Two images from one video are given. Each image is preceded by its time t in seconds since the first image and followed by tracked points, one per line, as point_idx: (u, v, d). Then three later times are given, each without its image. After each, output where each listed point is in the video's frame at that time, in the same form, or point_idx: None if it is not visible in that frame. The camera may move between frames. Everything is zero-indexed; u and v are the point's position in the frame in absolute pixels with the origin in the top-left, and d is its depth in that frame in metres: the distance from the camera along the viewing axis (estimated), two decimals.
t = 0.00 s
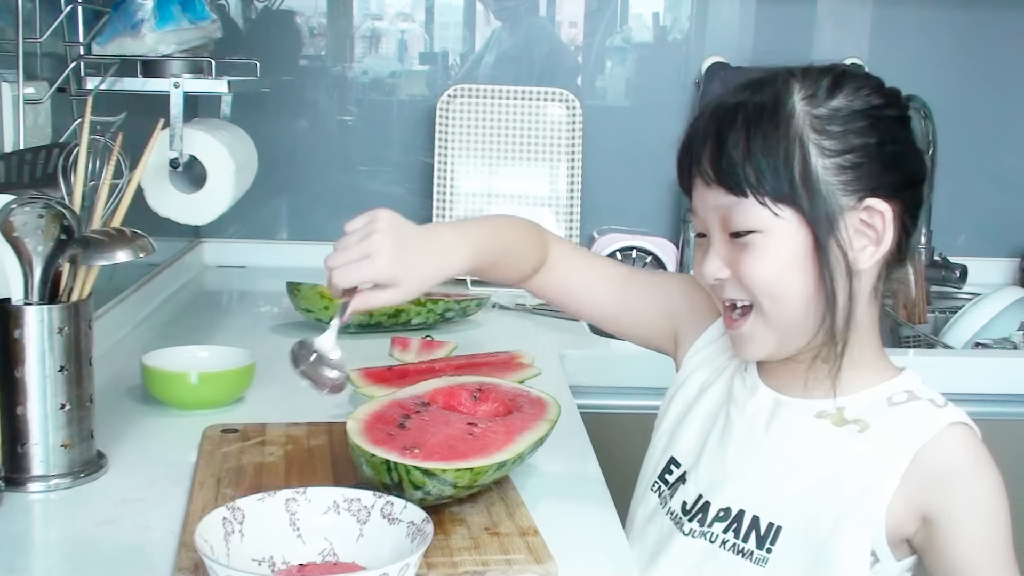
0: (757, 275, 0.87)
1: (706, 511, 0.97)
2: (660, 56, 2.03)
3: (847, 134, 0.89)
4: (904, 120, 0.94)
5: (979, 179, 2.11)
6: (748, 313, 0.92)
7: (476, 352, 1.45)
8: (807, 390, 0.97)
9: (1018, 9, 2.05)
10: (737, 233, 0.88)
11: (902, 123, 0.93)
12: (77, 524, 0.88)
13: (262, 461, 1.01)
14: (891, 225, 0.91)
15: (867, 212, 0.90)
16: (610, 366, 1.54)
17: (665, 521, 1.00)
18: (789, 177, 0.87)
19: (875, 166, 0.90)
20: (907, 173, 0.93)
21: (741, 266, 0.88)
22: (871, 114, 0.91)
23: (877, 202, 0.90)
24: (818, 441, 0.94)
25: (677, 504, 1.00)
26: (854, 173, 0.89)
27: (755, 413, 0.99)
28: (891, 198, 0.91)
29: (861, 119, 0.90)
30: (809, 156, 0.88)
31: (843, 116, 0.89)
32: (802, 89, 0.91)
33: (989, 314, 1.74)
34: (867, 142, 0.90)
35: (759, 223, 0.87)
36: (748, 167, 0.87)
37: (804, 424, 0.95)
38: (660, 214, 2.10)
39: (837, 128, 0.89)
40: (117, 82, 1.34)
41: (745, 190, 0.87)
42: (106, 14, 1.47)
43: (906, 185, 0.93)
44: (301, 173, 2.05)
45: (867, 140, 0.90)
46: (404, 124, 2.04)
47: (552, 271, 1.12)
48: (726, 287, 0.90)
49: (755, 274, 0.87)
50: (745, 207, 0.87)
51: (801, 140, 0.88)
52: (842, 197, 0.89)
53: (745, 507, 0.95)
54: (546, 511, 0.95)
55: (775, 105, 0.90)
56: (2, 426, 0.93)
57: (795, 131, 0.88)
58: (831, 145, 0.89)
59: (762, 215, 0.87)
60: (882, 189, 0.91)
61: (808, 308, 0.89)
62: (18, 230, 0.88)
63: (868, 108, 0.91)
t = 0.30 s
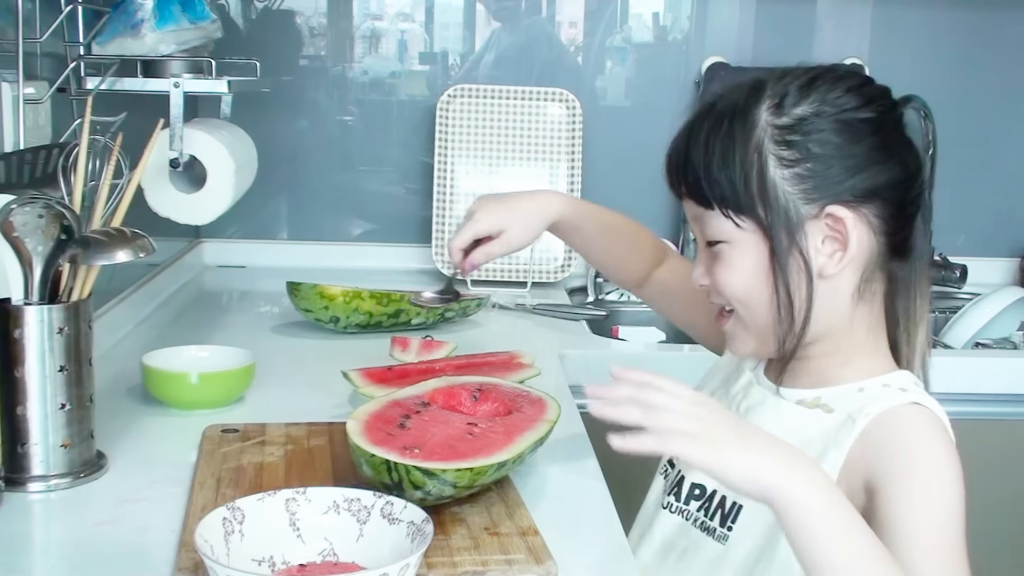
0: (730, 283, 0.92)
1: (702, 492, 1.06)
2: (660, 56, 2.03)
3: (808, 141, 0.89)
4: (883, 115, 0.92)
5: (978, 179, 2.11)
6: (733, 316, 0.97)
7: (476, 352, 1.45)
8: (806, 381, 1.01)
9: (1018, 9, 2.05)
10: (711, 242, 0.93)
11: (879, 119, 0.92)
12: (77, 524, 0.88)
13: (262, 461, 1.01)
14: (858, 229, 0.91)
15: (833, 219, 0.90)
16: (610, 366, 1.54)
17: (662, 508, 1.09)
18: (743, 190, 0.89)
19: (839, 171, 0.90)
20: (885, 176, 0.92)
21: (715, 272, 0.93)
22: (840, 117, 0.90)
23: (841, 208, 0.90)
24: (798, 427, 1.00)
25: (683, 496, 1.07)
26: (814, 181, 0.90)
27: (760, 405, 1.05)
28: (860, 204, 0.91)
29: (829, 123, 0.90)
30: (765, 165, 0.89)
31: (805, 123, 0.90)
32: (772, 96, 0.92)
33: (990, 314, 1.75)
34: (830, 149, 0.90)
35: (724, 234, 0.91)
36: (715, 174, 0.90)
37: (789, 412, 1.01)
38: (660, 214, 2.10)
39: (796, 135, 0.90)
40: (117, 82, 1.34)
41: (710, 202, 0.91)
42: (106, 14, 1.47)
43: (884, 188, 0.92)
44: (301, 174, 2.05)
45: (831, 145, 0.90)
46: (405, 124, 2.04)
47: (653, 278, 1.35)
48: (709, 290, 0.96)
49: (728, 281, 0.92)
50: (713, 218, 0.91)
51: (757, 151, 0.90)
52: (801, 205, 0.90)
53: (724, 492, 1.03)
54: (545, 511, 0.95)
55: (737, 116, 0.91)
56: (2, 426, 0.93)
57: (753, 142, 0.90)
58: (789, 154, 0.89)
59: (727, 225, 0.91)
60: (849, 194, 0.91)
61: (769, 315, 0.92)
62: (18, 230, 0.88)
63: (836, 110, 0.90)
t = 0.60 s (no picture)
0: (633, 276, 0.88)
1: (651, 481, 1.01)
2: (660, 56, 2.03)
3: (679, 124, 0.82)
4: (795, 99, 0.85)
5: (978, 179, 2.11)
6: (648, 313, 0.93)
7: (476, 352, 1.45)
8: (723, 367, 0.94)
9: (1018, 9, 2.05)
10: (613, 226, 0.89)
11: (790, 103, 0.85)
12: (77, 524, 0.88)
13: (262, 461, 1.01)
14: (732, 204, 0.82)
15: (703, 200, 0.82)
16: (610, 367, 1.54)
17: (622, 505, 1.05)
18: (620, 176, 0.85)
19: (720, 148, 0.81)
20: (768, 144, 0.82)
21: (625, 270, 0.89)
22: (733, 93, 0.82)
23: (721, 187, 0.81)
24: (711, 408, 0.95)
25: (636, 489, 1.03)
26: (687, 161, 0.82)
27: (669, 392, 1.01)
28: (733, 176, 0.82)
29: (721, 101, 0.82)
30: (642, 155, 0.84)
31: (680, 106, 0.82)
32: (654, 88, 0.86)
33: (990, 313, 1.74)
34: (712, 123, 0.81)
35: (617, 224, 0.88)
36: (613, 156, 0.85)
37: (700, 395, 0.96)
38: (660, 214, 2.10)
39: (672, 120, 0.82)
40: (116, 81, 1.33)
41: (602, 191, 0.88)
42: (106, 14, 1.47)
43: (765, 158, 0.82)
44: (301, 173, 2.05)
45: (719, 121, 0.81)
46: (405, 124, 2.04)
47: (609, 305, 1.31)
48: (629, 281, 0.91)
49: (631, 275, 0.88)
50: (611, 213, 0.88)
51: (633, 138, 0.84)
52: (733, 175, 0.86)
53: (668, 479, 0.99)
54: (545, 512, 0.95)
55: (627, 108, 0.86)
56: (2, 426, 0.93)
57: (633, 135, 0.84)
58: (660, 138, 0.83)
59: (620, 219, 0.87)
60: (718, 171, 0.81)
61: (654, 303, 0.87)
62: (18, 230, 0.88)
63: (720, 87, 0.82)
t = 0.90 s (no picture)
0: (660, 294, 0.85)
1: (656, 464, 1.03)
2: (660, 56, 2.03)
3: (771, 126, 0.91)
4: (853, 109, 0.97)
5: (978, 178, 2.11)
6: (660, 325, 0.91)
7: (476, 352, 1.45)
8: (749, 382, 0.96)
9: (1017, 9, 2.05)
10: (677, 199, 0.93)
11: (843, 122, 0.95)
12: (77, 524, 0.88)
13: (262, 461, 1.01)
14: (812, 224, 0.91)
15: (783, 212, 0.90)
16: (610, 366, 1.54)
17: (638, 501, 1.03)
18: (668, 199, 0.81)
19: (799, 161, 0.91)
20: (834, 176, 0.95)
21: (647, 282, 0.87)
22: (816, 106, 0.94)
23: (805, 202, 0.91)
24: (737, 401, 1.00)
25: (653, 479, 1.02)
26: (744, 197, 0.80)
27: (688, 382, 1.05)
28: (811, 200, 0.91)
29: (812, 111, 0.94)
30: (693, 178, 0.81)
31: (769, 103, 0.92)
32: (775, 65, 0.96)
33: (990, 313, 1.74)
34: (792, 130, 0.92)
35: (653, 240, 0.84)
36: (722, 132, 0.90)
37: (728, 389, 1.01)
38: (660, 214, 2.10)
39: (757, 114, 0.92)
40: (117, 82, 1.34)
41: (688, 148, 0.92)
42: (106, 13, 1.47)
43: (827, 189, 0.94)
44: (301, 174, 2.05)
45: (797, 136, 0.92)
46: (405, 124, 2.04)
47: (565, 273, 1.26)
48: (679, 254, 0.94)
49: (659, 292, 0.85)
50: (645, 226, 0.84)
51: (747, 112, 0.91)
52: (824, 171, 0.94)
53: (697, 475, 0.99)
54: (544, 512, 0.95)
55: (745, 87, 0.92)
56: (2, 426, 0.93)
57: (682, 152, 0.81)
58: (755, 131, 0.90)
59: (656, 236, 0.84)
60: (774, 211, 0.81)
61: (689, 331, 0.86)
62: (18, 230, 0.88)
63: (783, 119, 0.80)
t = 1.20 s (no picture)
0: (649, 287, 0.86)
1: (652, 487, 1.00)
2: (660, 56, 2.03)
3: (706, 134, 0.81)
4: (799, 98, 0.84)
5: (978, 178, 2.11)
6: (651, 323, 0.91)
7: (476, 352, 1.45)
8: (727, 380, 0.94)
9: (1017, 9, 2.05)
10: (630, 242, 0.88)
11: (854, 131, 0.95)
12: (77, 525, 0.88)
13: (262, 461, 1.01)
14: (758, 218, 0.82)
15: (733, 216, 0.82)
16: (610, 367, 1.54)
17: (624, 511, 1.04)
18: (645, 190, 0.84)
19: (743, 162, 0.81)
20: (796, 160, 0.83)
21: (638, 279, 0.88)
22: (756, 108, 0.82)
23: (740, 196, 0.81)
24: (705, 417, 0.95)
25: (637, 494, 1.02)
26: (714, 175, 0.81)
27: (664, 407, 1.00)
28: (763, 194, 0.82)
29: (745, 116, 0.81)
30: (663, 162, 0.83)
31: (705, 115, 0.82)
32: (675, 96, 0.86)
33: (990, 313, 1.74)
34: (739, 137, 0.81)
35: (636, 233, 0.87)
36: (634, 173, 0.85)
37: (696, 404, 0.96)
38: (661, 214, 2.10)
39: (698, 129, 0.82)
40: (117, 82, 1.34)
41: (622, 201, 0.87)
42: (106, 13, 1.47)
43: (796, 174, 0.83)
44: (301, 174, 2.05)
45: (739, 133, 0.81)
46: (405, 124, 2.04)
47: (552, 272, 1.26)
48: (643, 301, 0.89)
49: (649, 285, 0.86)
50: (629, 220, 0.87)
51: (654, 152, 0.84)
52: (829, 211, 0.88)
53: (667, 487, 0.98)
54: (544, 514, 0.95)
55: (646, 117, 0.86)
56: (2, 426, 0.93)
57: (653, 142, 0.84)
58: (687, 148, 0.82)
59: (638, 226, 0.86)
60: (750, 189, 0.81)
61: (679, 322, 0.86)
62: (18, 230, 0.88)
63: (747, 98, 0.82)
